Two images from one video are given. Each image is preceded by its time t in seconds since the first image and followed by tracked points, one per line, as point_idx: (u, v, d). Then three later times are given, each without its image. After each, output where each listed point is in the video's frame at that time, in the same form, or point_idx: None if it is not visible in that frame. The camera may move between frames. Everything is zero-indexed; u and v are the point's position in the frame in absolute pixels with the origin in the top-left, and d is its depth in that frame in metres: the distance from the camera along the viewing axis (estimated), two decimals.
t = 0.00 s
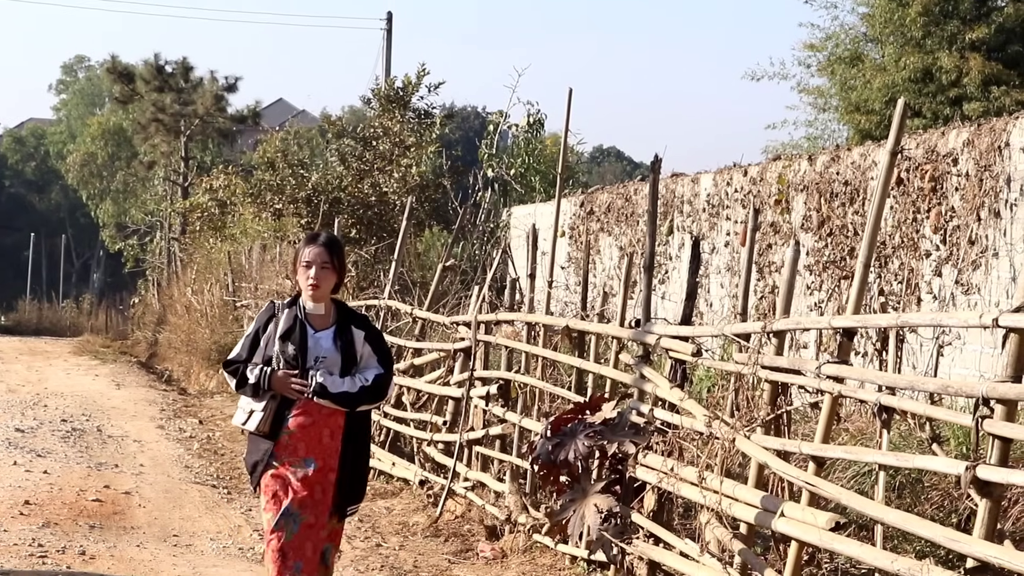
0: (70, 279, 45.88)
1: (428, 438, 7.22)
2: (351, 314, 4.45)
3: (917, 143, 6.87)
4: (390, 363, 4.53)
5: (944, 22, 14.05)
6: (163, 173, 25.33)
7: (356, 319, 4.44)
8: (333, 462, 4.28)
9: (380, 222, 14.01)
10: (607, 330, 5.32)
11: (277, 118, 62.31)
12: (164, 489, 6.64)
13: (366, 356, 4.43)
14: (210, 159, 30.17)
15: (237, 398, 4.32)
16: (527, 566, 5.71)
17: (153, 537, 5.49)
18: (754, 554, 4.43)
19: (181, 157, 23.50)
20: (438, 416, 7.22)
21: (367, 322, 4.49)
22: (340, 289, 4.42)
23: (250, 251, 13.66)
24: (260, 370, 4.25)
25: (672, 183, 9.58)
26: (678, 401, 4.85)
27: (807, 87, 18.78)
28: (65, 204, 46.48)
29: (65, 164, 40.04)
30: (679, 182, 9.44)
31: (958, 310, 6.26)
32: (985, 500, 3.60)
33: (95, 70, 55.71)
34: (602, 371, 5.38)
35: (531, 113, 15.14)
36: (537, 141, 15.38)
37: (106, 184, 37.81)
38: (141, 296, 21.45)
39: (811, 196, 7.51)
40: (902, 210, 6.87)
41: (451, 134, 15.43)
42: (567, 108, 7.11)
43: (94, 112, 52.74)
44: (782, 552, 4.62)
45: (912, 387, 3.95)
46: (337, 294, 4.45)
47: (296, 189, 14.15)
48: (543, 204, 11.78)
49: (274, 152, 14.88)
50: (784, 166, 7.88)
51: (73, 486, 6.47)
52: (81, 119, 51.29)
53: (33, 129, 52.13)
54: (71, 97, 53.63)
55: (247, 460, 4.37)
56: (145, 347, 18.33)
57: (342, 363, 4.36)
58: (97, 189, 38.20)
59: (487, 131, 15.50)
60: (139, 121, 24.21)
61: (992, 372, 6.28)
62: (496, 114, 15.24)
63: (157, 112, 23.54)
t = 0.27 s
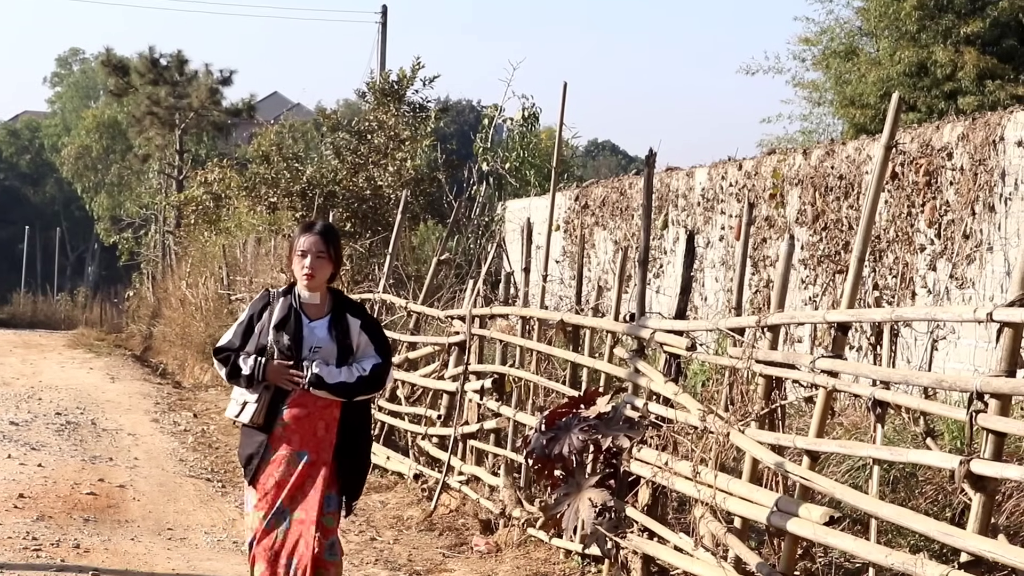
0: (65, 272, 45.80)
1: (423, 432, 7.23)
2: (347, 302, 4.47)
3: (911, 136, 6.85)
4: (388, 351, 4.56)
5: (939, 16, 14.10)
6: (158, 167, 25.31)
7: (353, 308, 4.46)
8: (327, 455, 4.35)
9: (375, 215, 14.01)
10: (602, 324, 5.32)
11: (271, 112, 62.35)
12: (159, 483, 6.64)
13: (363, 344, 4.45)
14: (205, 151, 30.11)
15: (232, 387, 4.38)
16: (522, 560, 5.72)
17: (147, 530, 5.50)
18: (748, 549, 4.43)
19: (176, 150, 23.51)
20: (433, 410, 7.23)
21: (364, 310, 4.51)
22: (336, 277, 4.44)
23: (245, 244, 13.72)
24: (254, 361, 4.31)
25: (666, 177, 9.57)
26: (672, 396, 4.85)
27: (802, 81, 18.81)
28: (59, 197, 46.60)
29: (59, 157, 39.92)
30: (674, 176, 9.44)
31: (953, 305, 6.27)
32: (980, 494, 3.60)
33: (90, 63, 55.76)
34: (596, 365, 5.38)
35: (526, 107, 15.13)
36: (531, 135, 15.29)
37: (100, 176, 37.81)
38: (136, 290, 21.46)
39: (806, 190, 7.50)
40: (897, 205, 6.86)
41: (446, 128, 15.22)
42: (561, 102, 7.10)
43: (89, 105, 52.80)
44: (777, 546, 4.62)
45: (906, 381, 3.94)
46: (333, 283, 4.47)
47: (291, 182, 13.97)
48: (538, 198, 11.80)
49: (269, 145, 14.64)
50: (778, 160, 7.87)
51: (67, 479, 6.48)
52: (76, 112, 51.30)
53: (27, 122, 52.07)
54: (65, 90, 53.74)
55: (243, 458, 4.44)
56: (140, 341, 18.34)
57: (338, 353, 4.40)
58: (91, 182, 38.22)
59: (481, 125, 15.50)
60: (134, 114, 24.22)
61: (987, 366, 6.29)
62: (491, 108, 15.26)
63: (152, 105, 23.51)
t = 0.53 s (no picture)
0: (62, 267, 45.75)
1: (420, 428, 7.24)
2: (355, 307, 4.40)
3: (909, 133, 6.84)
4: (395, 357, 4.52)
5: (936, 12, 14.29)
6: (156, 163, 25.30)
7: (362, 314, 4.40)
8: (332, 463, 4.28)
9: (372, 211, 13.91)
10: (599, 321, 5.31)
11: (269, 107, 62.38)
12: (156, 478, 6.64)
13: (372, 351, 4.41)
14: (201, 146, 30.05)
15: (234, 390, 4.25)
16: (519, 556, 5.72)
17: (144, 526, 5.50)
18: (744, 545, 4.43)
19: (174, 146, 23.52)
20: (430, 406, 7.24)
21: (371, 316, 4.45)
22: (345, 282, 4.37)
23: (242, 240, 13.78)
24: (263, 366, 4.19)
25: (664, 173, 9.57)
26: (669, 392, 4.85)
27: (800, 77, 18.83)
28: (57, 192, 46.45)
29: (56, 152, 39.86)
30: (671, 172, 9.44)
31: (950, 301, 6.27)
32: (976, 491, 3.60)
33: (88, 59, 55.80)
34: (593, 361, 5.38)
35: (524, 103, 15.13)
36: (529, 132, 15.29)
37: (98, 172, 37.81)
38: (133, 285, 21.47)
39: (803, 186, 7.50)
40: (894, 201, 6.86)
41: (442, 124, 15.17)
42: (559, 98, 7.09)
43: (86, 99, 52.85)
44: (773, 543, 4.62)
45: (903, 378, 3.94)
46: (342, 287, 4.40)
47: (289, 178, 13.78)
48: (535, 194, 11.81)
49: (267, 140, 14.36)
50: (776, 156, 7.86)
51: (64, 475, 6.48)
52: (73, 107, 51.31)
53: (25, 117, 52.05)
54: (62, 85, 53.68)
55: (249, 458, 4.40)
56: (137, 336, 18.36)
57: (348, 359, 4.33)
58: (89, 177, 38.22)
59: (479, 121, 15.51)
60: (131, 110, 24.21)
61: (984, 363, 6.29)
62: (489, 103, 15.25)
63: (150, 101, 23.56)
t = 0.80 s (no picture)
0: (55, 264, 45.65)
1: (414, 426, 7.25)
2: (368, 302, 4.38)
3: (904, 132, 6.87)
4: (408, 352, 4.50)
5: (930, 12, 14.35)
6: (150, 160, 25.28)
7: (375, 309, 4.37)
8: (343, 463, 4.21)
9: (366, 209, 13.76)
10: (594, 319, 5.31)
11: (263, 106, 62.36)
12: (150, 476, 6.64)
13: (386, 347, 4.40)
14: (197, 141, 30.03)
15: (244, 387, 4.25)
16: (513, 554, 5.73)
17: (138, 524, 5.50)
18: (738, 544, 4.43)
19: (168, 143, 23.51)
20: (425, 404, 7.26)
21: (385, 310, 4.42)
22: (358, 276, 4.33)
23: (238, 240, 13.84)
24: (272, 363, 4.19)
25: (659, 172, 9.57)
26: (664, 390, 4.85)
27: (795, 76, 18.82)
28: (52, 190, 46.32)
29: (50, 150, 39.78)
30: (666, 171, 9.44)
31: (944, 300, 6.27)
32: (970, 489, 3.60)
33: (82, 56, 55.76)
34: (588, 359, 5.38)
35: (520, 101, 15.08)
36: (524, 130, 15.27)
37: (92, 170, 37.78)
38: (127, 283, 21.46)
39: (798, 185, 7.50)
40: (888, 200, 6.86)
41: (438, 122, 15.13)
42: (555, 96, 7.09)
43: (80, 97, 52.85)
44: (767, 541, 4.62)
45: (898, 376, 3.93)
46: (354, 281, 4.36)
47: (283, 176, 13.73)
48: (529, 193, 11.83)
49: (261, 139, 14.42)
50: (771, 155, 7.87)
51: (58, 472, 6.48)
52: (67, 105, 51.26)
53: (19, 114, 51.97)
54: (57, 83, 53.63)
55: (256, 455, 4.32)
56: (131, 334, 18.35)
57: (360, 357, 4.31)
58: (83, 175, 38.18)
59: (474, 120, 15.48)
60: (126, 107, 24.19)
61: (978, 362, 6.30)
62: (484, 102, 15.21)
63: (145, 98, 23.57)
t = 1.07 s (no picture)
0: (43, 263, 45.52)
1: (401, 425, 7.26)
2: (364, 305, 4.16)
3: (890, 132, 6.87)
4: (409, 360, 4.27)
5: (916, 12, 14.42)
6: (137, 158, 25.25)
7: (371, 313, 4.15)
8: (336, 469, 3.99)
9: (354, 209, 13.80)
10: (579, 319, 5.32)
11: (251, 105, 62.32)
12: (135, 475, 6.63)
13: (383, 353, 4.17)
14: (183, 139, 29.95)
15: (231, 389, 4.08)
16: (498, 554, 5.73)
17: (123, 523, 5.49)
18: (723, 544, 4.43)
19: (155, 142, 23.49)
20: (411, 403, 7.28)
21: (382, 314, 4.21)
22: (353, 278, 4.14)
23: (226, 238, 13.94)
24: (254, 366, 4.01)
25: (645, 171, 9.58)
26: (649, 390, 4.85)
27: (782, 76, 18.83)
28: (38, 188, 46.28)
29: (38, 148, 39.67)
30: (653, 170, 9.44)
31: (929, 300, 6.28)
32: (954, 489, 3.61)
33: (70, 54, 55.70)
34: (574, 359, 5.39)
35: (507, 100, 14.97)
36: (511, 129, 15.26)
37: (79, 168, 37.72)
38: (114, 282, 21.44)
39: (784, 185, 7.51)
40: (875, 200, 6.87)
41: (425, 121, 15.10)
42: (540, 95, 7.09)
43: (68, 95, 52.80)
44: (752, 541, 4.62)
45: (882, 376, 3.93)
46: (351, 283, 4.16)
47: (270, 175, 13.69)
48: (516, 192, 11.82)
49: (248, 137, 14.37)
50: (757, 155, 7.88)
51: (43, 471, 6.46)
52: (55, 103, 51.19)
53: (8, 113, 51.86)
54: (45, 81, 53.51)
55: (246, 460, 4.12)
56: (118, 332, 18.34)
57: (355, 361, 4.09)
58: (70, 173, 38.11)
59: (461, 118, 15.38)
60: (112, 106, 24.16)
61: (963, 361, 6.32)
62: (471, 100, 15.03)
63: (132, 96, 23.55)
